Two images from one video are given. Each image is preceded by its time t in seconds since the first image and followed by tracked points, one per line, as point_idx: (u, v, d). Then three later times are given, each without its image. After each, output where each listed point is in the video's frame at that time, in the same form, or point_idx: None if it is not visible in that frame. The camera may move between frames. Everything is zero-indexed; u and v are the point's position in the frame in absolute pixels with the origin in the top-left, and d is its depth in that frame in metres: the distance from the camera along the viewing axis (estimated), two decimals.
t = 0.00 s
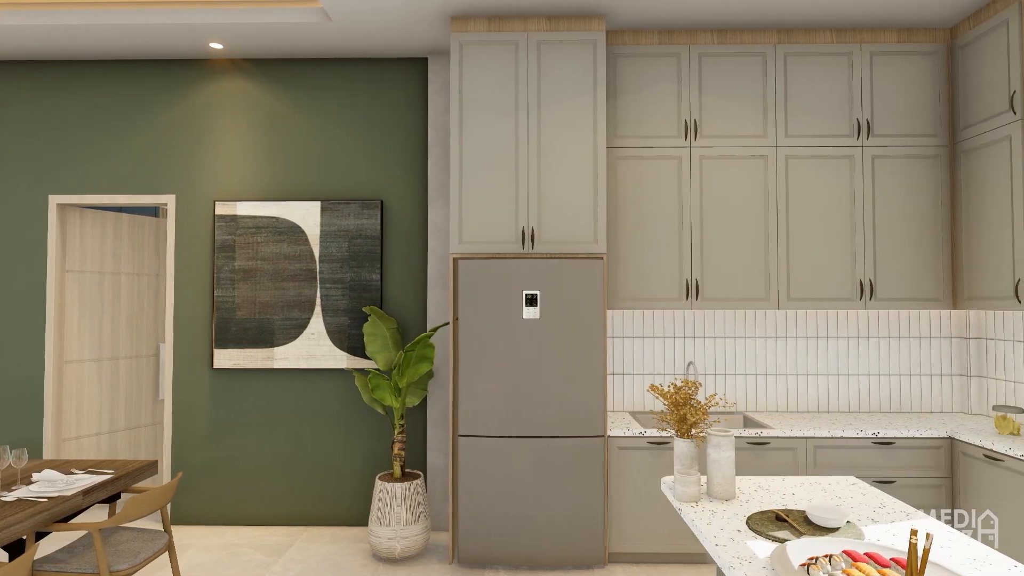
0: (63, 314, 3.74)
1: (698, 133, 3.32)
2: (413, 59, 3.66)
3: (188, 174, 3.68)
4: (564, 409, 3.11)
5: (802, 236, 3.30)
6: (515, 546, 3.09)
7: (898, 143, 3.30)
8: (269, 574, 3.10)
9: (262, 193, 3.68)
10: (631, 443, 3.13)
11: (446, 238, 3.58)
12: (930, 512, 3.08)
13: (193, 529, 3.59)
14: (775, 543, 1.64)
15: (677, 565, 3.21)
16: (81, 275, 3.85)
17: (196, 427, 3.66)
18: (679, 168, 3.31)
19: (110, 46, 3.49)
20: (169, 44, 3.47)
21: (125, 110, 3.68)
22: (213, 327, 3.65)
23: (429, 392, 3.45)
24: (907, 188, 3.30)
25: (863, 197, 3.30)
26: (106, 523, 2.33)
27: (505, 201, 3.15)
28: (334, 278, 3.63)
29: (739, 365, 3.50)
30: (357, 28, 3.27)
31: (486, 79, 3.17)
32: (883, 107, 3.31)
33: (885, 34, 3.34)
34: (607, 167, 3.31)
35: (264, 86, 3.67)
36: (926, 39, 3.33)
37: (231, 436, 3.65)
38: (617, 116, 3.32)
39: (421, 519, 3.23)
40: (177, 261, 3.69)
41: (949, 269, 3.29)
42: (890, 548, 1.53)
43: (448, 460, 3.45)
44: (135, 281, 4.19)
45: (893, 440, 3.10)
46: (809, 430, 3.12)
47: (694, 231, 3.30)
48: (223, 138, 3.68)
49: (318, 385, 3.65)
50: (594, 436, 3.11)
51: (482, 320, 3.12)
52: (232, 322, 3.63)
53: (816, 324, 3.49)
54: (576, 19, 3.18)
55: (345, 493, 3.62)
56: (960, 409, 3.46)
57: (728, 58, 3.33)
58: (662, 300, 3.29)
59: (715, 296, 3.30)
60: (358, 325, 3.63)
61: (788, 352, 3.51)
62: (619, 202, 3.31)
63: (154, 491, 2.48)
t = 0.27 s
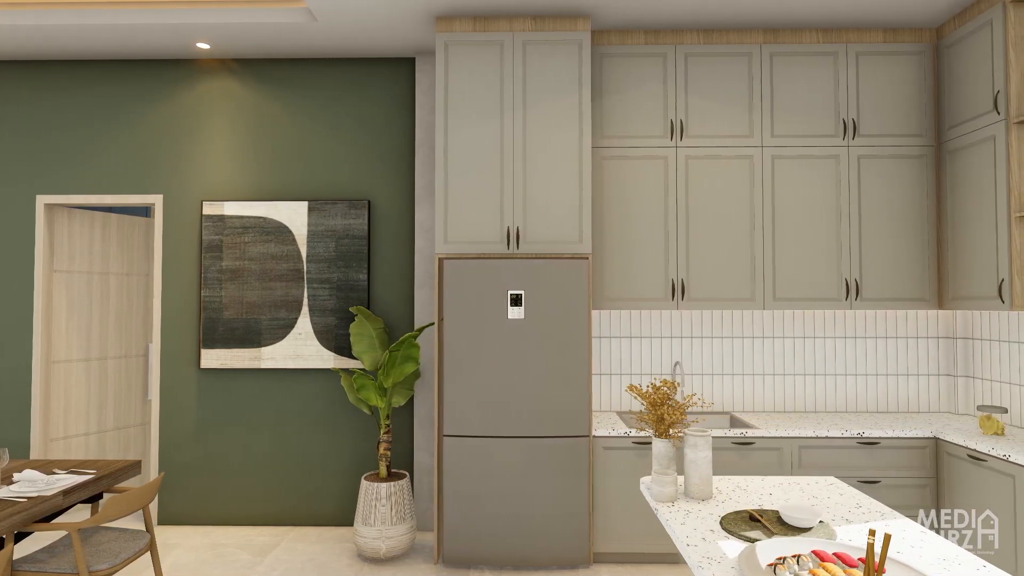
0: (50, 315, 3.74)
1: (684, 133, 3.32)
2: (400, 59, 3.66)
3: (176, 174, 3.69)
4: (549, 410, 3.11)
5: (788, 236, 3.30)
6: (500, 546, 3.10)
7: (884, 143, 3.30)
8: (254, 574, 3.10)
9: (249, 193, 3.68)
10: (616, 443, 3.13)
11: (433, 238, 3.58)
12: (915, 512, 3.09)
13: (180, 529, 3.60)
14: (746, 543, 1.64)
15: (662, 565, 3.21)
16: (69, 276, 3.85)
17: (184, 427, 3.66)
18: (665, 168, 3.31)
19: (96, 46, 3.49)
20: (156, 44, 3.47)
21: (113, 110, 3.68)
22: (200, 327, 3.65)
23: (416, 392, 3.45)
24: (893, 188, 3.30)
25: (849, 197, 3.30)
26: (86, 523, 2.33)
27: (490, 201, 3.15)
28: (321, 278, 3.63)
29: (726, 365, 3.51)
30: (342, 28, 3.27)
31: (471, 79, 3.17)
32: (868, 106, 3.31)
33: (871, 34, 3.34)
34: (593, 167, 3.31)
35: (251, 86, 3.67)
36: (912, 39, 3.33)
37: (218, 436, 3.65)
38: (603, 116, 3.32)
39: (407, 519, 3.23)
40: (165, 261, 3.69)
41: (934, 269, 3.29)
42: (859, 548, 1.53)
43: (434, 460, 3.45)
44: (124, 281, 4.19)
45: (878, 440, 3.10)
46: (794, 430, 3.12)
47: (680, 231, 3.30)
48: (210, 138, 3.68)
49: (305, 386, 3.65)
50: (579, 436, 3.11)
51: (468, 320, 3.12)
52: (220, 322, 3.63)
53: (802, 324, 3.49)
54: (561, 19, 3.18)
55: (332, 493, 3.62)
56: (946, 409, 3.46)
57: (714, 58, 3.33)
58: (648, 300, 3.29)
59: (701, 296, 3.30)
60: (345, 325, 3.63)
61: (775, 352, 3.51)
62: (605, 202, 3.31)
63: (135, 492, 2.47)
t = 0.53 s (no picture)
0: (38, 314, 3.74)
1: (669, 133, 3.32)
2: (387, 59, 3.66)
3: (163, 174, 3.69)
4: (534, 409, 3.11)
5: (773, 236, 3.30)
6: (484, 546, 3.10)
7: (870, 143, 3.30)
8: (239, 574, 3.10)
9: (236, 193, 3.68)
10: (600, 443, 3.13)
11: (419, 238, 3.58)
12: (900, 512, 3.09)
13: (167, 529, 3.60)
14: (717, 543, 1.64)
15: (647, 564, 3.21)
16: (57, 276, 3.84)
17: (171, 427, 3.66)
18: (650, 168, 3.31)
19: (83, 46, 3.49)
20: (142, 44, 3.47)
21: (100, 110, 3.68)
22: (187, 327, 3.65)
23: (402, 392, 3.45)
24: (879, 188, 3.30)
25: (834, 197, 3.30)
26: (65, 523, 2.33)
27: (475, 202, 3.15)
28: (308, 278, 3.63)
29: (712, 365, 3.51)
30: (328, 28, 3.27)
31: (456, 79, 3.17)
32: (854, 106, 3.31)
33: (856, 34, 3.34)
34: (579, 167, 3.31)
35: (238, 86, 3.67)
36: (898, 39, 3.33)
37: (206, 436, 3.65)
38: (588, 116, 3.32)
39: (392, 519, 3.23)
40: (152, 261, 3.69)
41: (920, 269, 3.29)
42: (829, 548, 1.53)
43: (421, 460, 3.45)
44: (113, 281, 4.19)
45: (863, 440, 3.10)
46: (779, 430, 3.12)
47: (666, 231, 3.30)
48: (198, 138, 3.68)
49: (292, 386, 3.65)
50: (564, 436, 3.11)
51: (453, 320, 3.12)
52: (207, 322, 3.63)
53: (789, 324, 3.49)
54: (546, 19, 3.18)
55: (319, 493, 3.62)
56: (933, 409, 3.46)
57: (700, 57, 3.33)
58: (633, 300, 3.29)
59: (686, 296, 3.29)
60: (332, 325, 3.63)
61: (762, 352, 3.51)
62: (591, 202, 3.31)
63: (115, 492, 2.47)
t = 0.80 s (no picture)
0: (26, 314, 3.74)
1: (655, 133, 3.32)
2: (374, 59, 3.66)
3: (151, 174, 3.68)
4: (518, 409, 3.11)
5: (760, 236, 3.29)
6: (469, 546, 3.10)
7: (855, 143, 3.30)
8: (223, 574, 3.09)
9: (224, 193, 3.68)
10: (585, 443, 3.13)
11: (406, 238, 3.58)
12: (884, 512, 3.09)
13: (154, 529, 3.59)
14: (689, 543, 1.64)
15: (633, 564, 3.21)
16: (45, 275, 3.84)
17: (158, 427, 3.66)
18: (637, 168, 3.31)
19: (69, 46, 3.48)
20: (129, 44, 3.47)
21: (87, 110, 3.68)
22: (175, 327, 3.65)
23: (389, 392, 3.45)
24: (865, 188, 3.30)
25: (821, 197, 3.30)
26: (45, 523, 2.33)
27: (460, 202, 3.15)
28: (296, 278, 3.63)
29: (699, 365, 3.51)
30: (314, 28, 3.27)
31: (441, 79, 3.17)
32: (840, 107, 3.31)
33: (843, 34, 3.34)
34: (565, 167, 3.31)
35: (225, 86, 3.67)
36: (884, 39, 3.33)
37: (193, 436, 3.65)
38: (575, 116, 3.32)
39: (377, 519, 3.23)
40: (139, 260, 3.69)
41: (906, 269, 3.29)
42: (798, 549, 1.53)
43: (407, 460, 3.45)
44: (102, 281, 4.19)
45: (848, 440, 3.10)
46: (764, 430, 3.12)
47: (652, 231, 3.30)
48: (185, 138, 3.68)
49: (279, 386, 3.65)
50: (549, 436, 3.11)
51: (437, 320, 3.12)
52: (194, 322, 3.63)
53: (776, 324, 3.49)
54: (531, 19, 3.18)
55: (306, 493, 3.62)
56: (920, 409, 3.46)
57: (686, 57, 3.33)
58: (619, 300, 3.29)
59: (672, 296, 3.30)
60: (319, 325, 3.63)
61: (749, 352, 3.51)
62: (577, 202, 3.31)
63: (96, 492, 2.47)
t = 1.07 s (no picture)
0: (13, 314, 3.74)
1: (641, 133, 3.32)
2: (362, 59, 3.66)
3: (138, 174, 3.68)
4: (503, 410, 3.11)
5: (745, 236, 3.30)
6: (454, 546, 3.10)
7: (841, 143, 3.30)
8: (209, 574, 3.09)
9: (211, 193, 3.68)
10: (570, 443, 3.13)
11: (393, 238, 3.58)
12: (869, 512, 3.09)
13: (141, 529, 3.60)
14: (660, 543, 1.64)
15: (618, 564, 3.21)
16: (33, 276, 3.84)
17: (146, 427, 3.66)
18: (622, 168, 3.31)
19: (56, 46, 3.48)
20: (116, 44, 3.47)
21: (74, 111, 3.67)
22: (162, 327, 3.65)
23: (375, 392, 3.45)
24: (850, 188, 3.30)
25: (806, 197, 3.30)
26: (25, 523, 2.33)
27: (446, 202, 3.15)
28: (283, 278, 3.63)
29: (686, 365, 3.51)
30: (300, 28, 3.27)
31: (427, 79, 3.17)
32: (826, 107, 3.31)
33: (829, 34, 3.34)
34: (551, 167, 3.31)
35: (213, 86, 3.67)
36: (870, 39, 3.33)
37: (180, 436, 3.65)
38: (560, 116, 3.32)
39: (363, 519, 3.23)
40: (127, 260, 3.69)
41: (891, 269, 3.29)
42: (768, 548, 1.53)
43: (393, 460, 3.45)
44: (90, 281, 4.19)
45: (833, 440, 3.10)
46: (749, 430, 3.12)
47: (638, 231, 3.30)
48: (172, 138, 3.68)
49: (267, 386, 3.65)
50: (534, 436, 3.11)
51: (423, 320, 3.12)
52: (181, 322, 3.63)
53: (763, 324, 3.49)
54: (517, 19, 3.18)
55: (293, 493, 3.62)
56: (907, 409, 3.46)
57: (671, 57, 3.33)
58: (605, 300, 3.29)
59: (658, 296, 3.30)
60: (307, 325, 3.63)
61: (735, 352, 3.52)
62: (563, 202, 3.31)
63: (77, 492, 2.47)
